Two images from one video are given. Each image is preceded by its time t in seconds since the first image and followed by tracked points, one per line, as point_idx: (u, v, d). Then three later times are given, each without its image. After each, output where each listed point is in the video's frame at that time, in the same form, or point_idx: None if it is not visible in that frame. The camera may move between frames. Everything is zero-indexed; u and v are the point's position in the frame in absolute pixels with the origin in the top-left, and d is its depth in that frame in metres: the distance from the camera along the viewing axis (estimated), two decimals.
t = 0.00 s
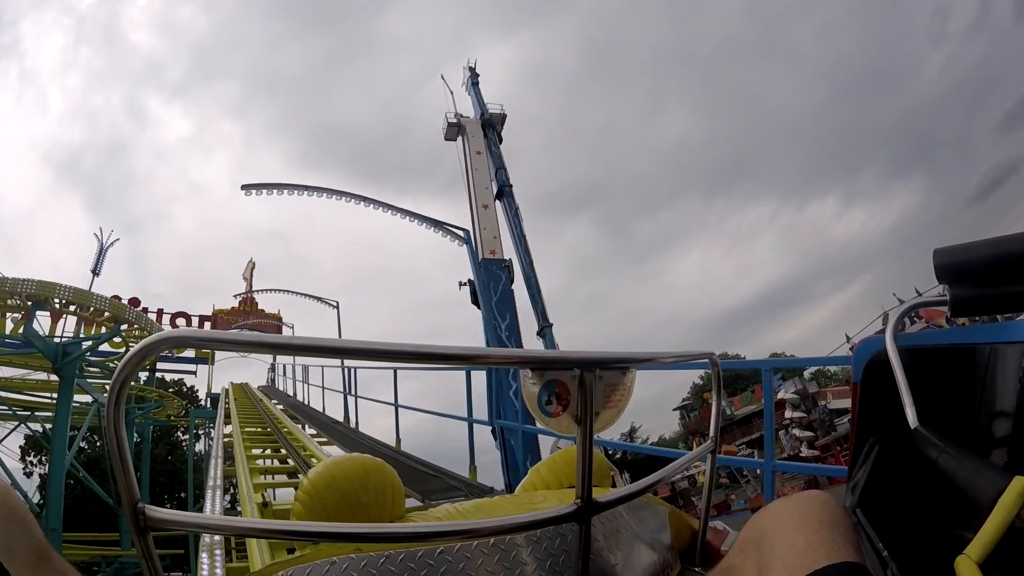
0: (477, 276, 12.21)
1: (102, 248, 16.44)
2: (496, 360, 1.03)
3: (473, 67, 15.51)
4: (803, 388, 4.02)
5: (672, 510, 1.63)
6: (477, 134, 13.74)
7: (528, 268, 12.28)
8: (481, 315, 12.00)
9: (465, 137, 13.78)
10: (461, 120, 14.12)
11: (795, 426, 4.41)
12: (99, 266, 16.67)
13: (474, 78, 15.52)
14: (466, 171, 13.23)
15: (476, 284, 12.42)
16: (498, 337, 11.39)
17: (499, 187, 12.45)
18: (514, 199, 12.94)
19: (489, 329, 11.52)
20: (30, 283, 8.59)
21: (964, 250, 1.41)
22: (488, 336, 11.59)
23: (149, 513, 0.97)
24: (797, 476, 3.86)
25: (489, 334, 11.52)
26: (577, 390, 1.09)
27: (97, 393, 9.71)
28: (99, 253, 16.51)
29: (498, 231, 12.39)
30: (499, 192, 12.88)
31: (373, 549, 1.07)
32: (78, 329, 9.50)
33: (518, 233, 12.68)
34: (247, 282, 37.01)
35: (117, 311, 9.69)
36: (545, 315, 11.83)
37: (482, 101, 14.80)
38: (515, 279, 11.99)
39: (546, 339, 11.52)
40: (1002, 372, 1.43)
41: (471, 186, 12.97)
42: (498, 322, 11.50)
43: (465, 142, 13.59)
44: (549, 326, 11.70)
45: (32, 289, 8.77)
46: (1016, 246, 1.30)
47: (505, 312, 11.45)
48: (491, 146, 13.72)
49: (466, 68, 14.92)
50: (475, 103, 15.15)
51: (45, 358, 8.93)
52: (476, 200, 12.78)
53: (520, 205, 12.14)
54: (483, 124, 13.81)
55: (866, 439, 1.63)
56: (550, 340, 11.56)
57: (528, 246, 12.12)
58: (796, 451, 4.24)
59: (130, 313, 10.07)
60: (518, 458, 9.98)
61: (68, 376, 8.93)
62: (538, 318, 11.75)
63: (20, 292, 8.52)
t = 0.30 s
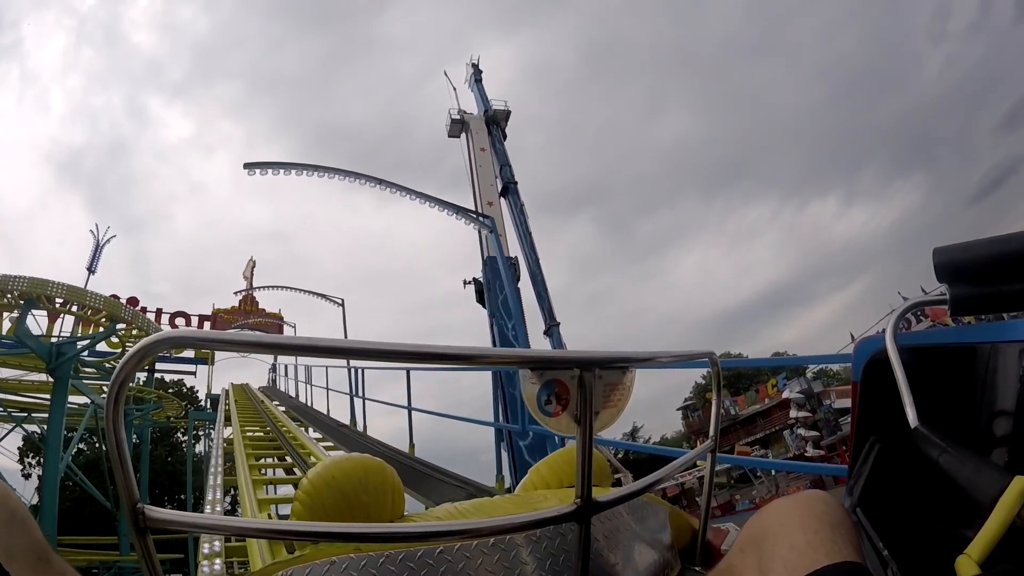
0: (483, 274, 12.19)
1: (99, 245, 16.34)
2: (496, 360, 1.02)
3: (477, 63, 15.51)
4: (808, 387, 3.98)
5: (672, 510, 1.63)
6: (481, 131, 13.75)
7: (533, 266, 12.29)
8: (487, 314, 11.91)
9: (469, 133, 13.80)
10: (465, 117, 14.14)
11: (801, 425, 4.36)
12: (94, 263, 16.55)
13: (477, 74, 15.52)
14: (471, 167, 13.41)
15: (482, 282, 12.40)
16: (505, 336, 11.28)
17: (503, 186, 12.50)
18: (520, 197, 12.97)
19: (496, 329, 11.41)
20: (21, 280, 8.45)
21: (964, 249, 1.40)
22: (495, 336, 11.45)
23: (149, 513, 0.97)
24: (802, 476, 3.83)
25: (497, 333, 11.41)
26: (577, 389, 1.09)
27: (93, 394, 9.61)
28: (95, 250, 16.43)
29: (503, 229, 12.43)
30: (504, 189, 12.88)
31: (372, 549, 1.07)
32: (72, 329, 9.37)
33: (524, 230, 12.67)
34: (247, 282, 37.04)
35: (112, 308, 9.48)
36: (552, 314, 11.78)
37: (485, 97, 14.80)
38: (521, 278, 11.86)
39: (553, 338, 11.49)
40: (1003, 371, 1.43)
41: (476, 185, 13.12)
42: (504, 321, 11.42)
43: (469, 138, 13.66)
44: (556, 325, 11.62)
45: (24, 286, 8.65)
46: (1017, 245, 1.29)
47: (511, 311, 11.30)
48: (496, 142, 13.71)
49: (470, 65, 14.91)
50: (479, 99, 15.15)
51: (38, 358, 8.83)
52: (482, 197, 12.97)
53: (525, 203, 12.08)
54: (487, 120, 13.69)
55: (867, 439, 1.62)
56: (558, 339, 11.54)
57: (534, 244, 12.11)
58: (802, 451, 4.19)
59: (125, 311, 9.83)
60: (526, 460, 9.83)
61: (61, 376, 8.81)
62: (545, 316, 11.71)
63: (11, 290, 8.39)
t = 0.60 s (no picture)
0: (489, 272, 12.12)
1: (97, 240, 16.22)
2: (495, 359, 1.02)
3: (480, 59, 15.49)
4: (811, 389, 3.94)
5: (671, 509, 1.63)
6: (486, 127, 13.78)
7: (539, 263, 12.29)
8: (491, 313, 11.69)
9: (474, 129, 13.83)
10: (469, 113, 14.20)
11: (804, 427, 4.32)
12: (89, 259, 16.43)
13: (481, 71, 15.51)
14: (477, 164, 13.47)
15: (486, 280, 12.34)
16: (510, 335, 11.05)
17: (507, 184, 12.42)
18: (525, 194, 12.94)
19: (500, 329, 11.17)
20: (12, 274, 8.22)
21: (964, 249, 1.40)
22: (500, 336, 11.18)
23: (148, 511, 0.97)
24: (807, 476, 3.77)
25: (501, 333, 11.17)
26: (575, 388, 1.09)
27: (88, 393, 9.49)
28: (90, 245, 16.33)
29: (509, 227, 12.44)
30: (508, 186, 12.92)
31: (370, 547, 1.07)
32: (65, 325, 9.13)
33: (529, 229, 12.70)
34: (247, 281, 37.00)
35: (106, 305, 9.13)
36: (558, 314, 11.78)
37: (489, 94, 14.80)
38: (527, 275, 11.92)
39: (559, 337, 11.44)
40: (1001, 371, 1.43)
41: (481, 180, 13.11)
42: (510, 320, 11.22)
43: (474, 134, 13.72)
44: (563, 326, 11.47)
45: (16, 280, 8.43)
46: (1016, 246, 1.30)
47: (517, 310, 11.25)
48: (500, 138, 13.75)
49: (474, 61, 14.92)
50: (483, 94, 15.17)
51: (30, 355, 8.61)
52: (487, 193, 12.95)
53: (529, 200, 11.92)
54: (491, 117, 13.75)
55: (865, 439, 1.62)
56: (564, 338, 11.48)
57: (540, 242, 12.11)
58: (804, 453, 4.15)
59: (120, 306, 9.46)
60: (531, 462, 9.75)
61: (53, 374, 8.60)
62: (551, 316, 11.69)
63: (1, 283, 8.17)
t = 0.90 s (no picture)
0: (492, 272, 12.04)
1: (90, 238, 16.21)
2: (492, 360, 1.02)
3: (482, 57, 15.49)
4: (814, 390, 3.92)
5: (669, 510, 1.63)
6: (488, 126, 13.76)
7: (543, 263, 12.27)
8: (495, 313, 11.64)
9: (477, 127, 13.80)
10: (472, 111, 14.20)
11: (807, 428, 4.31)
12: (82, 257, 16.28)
13: (483, 69, 15.52)
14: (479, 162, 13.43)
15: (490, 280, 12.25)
16: (516, 335, 10.99)
17: (510, 182, 12.34)
18: (528, 193, 12.95)
19: (505, 329, 11.12)
20: None
21: (961, 249, 1.41)
22: (504, 337, 11.14)
23: (145, 512, 0.97)
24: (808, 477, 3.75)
25: (505, 334, 11.12)
26: (573, 388, 1.09)
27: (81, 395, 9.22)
28: (82, 242, 16.22)
29: (512, 226, 12.38)
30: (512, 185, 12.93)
31: (368, 548, 1.07)
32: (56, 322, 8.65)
33: (533, 227, 12.69)
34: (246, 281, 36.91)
35: (100, 303, 8.77)
36: (563, 314, 11.77)
37: (491, 91, 14.79)
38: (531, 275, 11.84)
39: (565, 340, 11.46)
40: (998, 371, 1.44)
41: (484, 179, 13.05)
42: (514, 320, 11.18)
43: (477, 132, 13.71)
44: (569, 326, 11.56)
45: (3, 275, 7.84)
46: (1013, 246, 1.30)
47: (521, 310, 11.22)
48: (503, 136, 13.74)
49: (476, 59, 14.92)
50: (485, 92, 15.17)
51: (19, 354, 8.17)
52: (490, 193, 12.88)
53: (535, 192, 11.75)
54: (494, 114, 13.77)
55: (862, 440, 1.62)
56: (569, 340, 11.49)
57: (544, 242, 12.12)
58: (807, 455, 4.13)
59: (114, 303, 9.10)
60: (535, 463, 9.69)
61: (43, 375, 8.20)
62: (557, 316, 11.72)
63: None
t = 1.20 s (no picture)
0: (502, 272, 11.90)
1: (90, 234, 16.38)
2: (496, 361, 1.03)
3: (490, 56, 15.52)
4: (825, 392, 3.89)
5: (672, 512, 1.63)
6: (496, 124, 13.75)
7: (555, 262, 12.26)
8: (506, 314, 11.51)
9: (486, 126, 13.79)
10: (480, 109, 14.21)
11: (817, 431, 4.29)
12: (84, 253, 16.34)
13: (491, 67, 15.54)
14: (489, 160, 13.32)
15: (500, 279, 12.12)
16: (527, 336, 10.93)
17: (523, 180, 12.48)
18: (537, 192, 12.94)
19: (516, 330, 11.03)
20: None
21: (965, 251, 1.40)
22: (516, 338, 11.04)
23: (148, 511, 0.97)
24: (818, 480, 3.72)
25: (517, 335, 11.03)
26: (576, 389, 1.09)
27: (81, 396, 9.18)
28: (84, 238, 16.27)
29: (523, 224, 12.25)
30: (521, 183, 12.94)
31: (372, 548, 1.07)
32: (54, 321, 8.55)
33: (545, 226, 12.67)
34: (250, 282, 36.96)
35: (100, 301, 8.60)
36: (575, 315, 11.75)
37: (500, 90, 14.82)
38: (543, 275, 11.67)
39: (577, 341, 11.43)
40: (1003, 372, 1.43)
41: (494, 177, 12.93)
42: (526, 321, 11.07)
43: (486, 131, 13.71)
44: (580, 326, 11.59)
45: None
46: (1018, 248, 1.29)
47: (532, 310, 11.07)
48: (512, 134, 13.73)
49: (484, 57, 14.93)
50: (494, 90, 15.19)
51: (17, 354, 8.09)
52: (500, 191, 12.83)
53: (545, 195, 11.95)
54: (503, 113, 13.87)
55: (866, 441, 1.61)
56: (581, 341, 11.49)
57: (555, 242, 12.08)
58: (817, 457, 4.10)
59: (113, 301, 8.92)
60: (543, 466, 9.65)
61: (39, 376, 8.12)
62: (569, 317, 11.69)
63: None
